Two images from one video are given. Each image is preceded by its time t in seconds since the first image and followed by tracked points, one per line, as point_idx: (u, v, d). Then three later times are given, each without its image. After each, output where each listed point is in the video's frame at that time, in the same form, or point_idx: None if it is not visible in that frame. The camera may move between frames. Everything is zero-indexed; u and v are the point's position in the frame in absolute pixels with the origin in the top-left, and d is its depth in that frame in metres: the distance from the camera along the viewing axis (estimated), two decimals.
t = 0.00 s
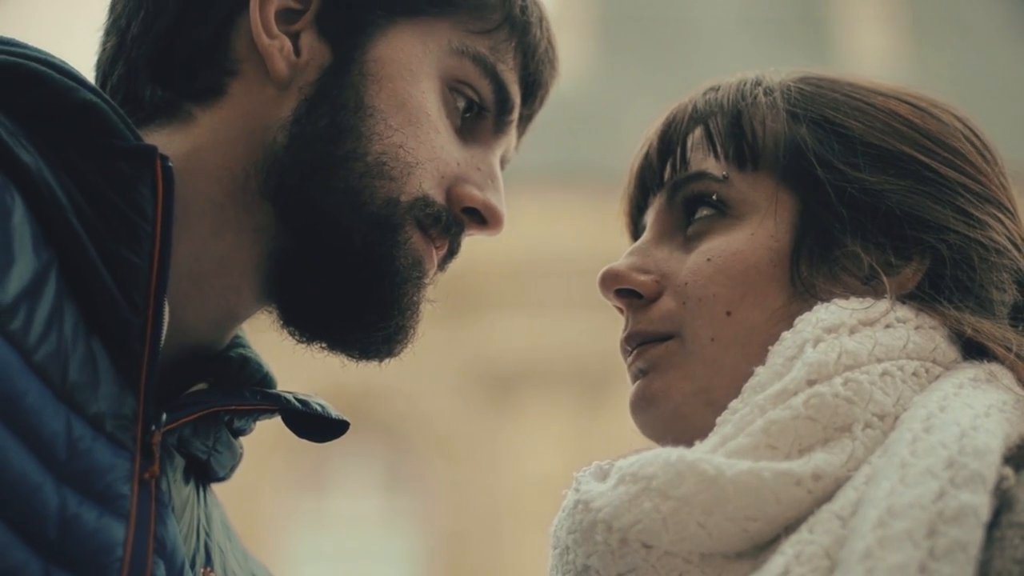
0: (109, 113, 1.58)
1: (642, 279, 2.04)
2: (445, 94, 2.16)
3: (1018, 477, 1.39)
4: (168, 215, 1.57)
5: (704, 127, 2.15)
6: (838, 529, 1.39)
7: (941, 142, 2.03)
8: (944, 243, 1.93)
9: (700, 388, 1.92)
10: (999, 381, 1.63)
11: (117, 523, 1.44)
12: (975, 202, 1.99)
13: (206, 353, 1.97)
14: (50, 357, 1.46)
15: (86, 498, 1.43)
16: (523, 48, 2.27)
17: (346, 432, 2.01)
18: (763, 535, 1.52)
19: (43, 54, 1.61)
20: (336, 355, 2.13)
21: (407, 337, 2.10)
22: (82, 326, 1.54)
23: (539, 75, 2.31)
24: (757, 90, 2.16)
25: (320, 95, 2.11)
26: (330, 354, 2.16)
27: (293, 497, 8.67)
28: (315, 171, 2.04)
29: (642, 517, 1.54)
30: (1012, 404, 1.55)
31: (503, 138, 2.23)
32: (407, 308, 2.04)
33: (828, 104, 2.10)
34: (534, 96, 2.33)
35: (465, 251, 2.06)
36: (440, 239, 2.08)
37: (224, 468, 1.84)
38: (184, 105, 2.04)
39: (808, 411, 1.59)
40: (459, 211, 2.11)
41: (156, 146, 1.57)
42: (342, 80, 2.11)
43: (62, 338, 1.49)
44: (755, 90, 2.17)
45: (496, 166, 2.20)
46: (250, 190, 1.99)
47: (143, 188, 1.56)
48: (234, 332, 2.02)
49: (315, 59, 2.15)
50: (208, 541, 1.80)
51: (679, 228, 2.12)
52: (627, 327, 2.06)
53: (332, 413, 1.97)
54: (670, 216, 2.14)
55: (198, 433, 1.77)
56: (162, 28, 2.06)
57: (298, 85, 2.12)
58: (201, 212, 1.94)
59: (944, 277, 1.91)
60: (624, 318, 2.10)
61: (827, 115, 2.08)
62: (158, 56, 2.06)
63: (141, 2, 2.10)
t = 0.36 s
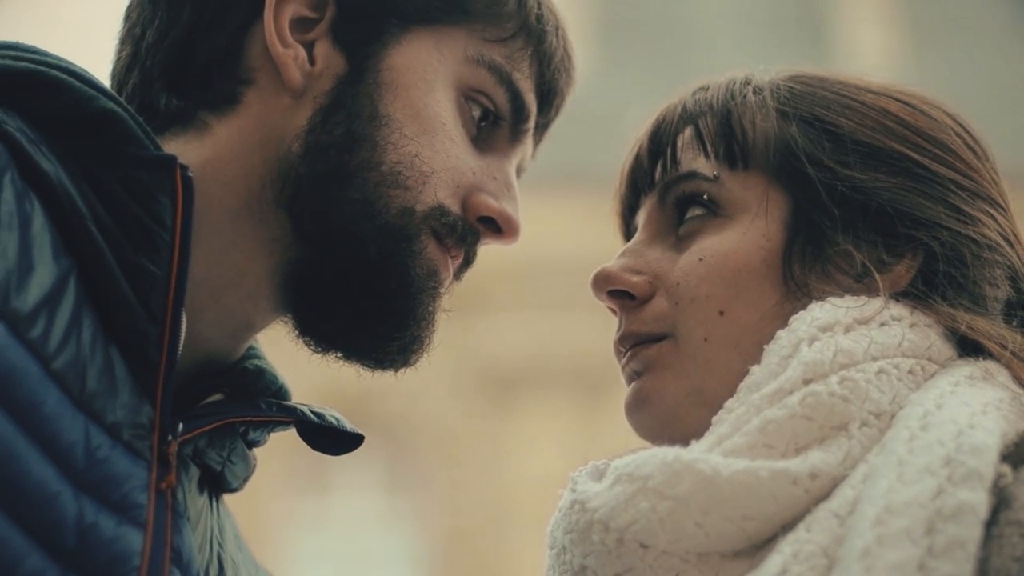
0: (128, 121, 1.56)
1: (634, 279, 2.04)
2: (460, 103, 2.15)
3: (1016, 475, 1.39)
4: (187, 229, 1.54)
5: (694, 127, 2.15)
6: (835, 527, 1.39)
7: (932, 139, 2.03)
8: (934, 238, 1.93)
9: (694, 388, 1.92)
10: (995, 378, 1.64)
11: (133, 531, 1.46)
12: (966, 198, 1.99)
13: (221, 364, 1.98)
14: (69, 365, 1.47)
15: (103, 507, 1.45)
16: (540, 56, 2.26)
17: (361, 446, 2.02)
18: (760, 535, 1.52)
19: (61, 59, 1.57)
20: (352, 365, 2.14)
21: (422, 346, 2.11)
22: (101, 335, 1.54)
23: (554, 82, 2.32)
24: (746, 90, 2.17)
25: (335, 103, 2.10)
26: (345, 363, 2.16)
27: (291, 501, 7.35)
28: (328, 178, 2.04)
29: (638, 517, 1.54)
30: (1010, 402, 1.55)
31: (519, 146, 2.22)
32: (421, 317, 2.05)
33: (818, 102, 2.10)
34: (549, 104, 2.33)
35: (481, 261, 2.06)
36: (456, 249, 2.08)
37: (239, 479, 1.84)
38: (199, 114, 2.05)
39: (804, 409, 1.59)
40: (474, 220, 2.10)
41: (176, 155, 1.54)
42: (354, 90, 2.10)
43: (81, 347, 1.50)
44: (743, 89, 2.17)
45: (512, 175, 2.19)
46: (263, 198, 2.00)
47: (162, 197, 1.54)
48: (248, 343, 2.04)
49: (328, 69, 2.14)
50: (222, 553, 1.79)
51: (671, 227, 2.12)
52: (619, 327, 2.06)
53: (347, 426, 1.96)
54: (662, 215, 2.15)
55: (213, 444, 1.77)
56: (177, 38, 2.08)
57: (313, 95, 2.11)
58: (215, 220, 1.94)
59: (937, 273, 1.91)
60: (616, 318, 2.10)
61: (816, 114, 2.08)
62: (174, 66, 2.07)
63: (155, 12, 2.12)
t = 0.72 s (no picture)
0: (154, 114, 1.57)
1: (636, 269, 2.04)
2: (485, 102, 2.16)
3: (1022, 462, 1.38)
4: (210, 223, 1.54)
5: (696, 117, 2.15)
6: (840, 516, 1.38)
7: (936, 127, 2.02)
8: (936, 227, 1.93)
9: (696, 377, 1.91)
10: (1000, 366, 1.63)
11: (155, 524, 1.44)
12: (968, 184, 1.98)
13: (238, 361, 1.95)
14: (92, 359, 1.45)
15: (126, 500, 1.43)
16: (564, 57, 2.28)
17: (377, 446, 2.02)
18: (765, 523, 1.52)
19: (85, 51, 1.58)
20: (370, 364, 2.13)
21: (443, 346, 2.10)
22: (124, 328, 1.53)
23: (579, 83, 2.33)
24: (748, 78, 2.16)
25: (360, 103, 2.10)
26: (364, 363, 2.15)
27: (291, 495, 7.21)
28: (351, 178, 2.03)
29: (642, 506, 1.54)
30: (1015, 389, 1.55)
31: (542, 148, 2.23)
32: (443, 317, 2.04)
33: (820, 90, 2.09)
34: (574, 105, 2.34)
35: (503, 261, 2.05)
36: (478, 249, 2.07)
37: (253, 475, 1.82)
38: (221, 109, 2.05)
39: (808, 398, 1.58)
40: (496, 220, 2.09)
41: (200, 149, 1.53)
42: (378, 89, 2.11)
43: (104, 341, 1.48)
44: (745, 78, 2.17)
45: (535, 176, 2.19)
46: (287, 195, 1.99)
47: (186, 192, 1.53)
48: (267, 339, 2.01)
49: (352, 67, 2.14)
50: (237, 550, 1.78)
51: (672, 216, 2.12)
52: (621, 317, 2.07)
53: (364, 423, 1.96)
54: (664, 204, 2.15)
55: (231, 440, 1.76)
56: (199, 33, 2.08)
57: (337, 92, 2.11)
58: (237, 214, 1.93)
59: (940, 262, 1.91)
60: (618, 308, 2.11)
61: (820, 103, 2.07)
62: (197, 62, 2.08)
63: (179, 6, 2.12)
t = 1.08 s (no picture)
0: (180, 103, 1.56)
1: (640, 251, 2.04)
2: (509, 94, 2.15)
3: None
4: (234, 211, 1.52)
5: (700, 98, 2.14)
6: (848, 499, 1.38)
7: (939, 109, 2.02)
8: (941, 209, 1.92)
9: (702, 360, 1.91)
10: (1007, 349, 1.63)
11: (176, 513, 1.40)
12: (972, 166, 1.97)
13: (256, 352, 1.94)
14: (117, 345, 1.43)
15: (148, 488, 1.39)
16: (588, 51, 2.27)
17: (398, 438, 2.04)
18: (772, 506, 1.51)
19: (109, 37, 1.57)
20: (392, 356, 2.13)
21: (464, 339, 2.10)
22: (146, 316, 1.51)
23: (602, 78, 2.31)
24: (752, 61, 2.15)
25: (380, 96, 2.08)
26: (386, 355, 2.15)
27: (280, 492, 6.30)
28: (374, 170, 2.02)
29: (649, 488, 1.54)
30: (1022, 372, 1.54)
31: (566, 144, 2.24)
32: (463, 311, 2.04)
33: (824, 72, 2.08)
34: (597, 100, 2.33)
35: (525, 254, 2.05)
36: (501, 242, 2.07)
37: (270, 466, 1.81)
38: (242, 97, 2.04)
39: (815, 379, 1.58)
40: (519, 212, 2.10)
41: (226, 138, 1.52)
42: (402, 81, 2.09)
43: (127, 328, 1.46)
44: (749, 60, 2.16)
45: (557, 169, 2.21)
46: (308, 186, 1.98)
47: (211, 179, 1.51)
48: (284, 330, 2.00)
49: (375, 58, 2.13)
50: (254, 543, 1.77)
51: (678, 198, 2.12)
52: (626, 300, 2.07)
53: (382, 416, 1.98)
54: (668, 186, 2.14)
55: (250, 431, 1.76)
56: (221, 21, 2.06)
57: (360, 82, 2.10)
58: (261, 205, 1.93)
59: (946, 243, 1.90)
60: (623, 290, 2.11)
61: (824, 85, 2.06)
62: (218, 50, 2.07)
63: None
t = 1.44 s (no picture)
0: (198, 79, 1.53)
1: (644, 227, 2.04)
2: (528, 73, 2.14)
3: None
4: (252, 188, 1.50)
5: (705, 73, 2.13)
6: (854, 475, 1.38)
7: (945, 84, 2.00)
8: (946, 184, 1.91)
9: (707, 335, 1.90)
10: (1013, 326, 1.62)
11: (189, 488, 1.40)
12: (980, 143, 1.96)
13: (272, 329, 1.91)
14: (130, 320, 1.42)
15: (160, 463, 1.39)
16: (610, 30, 2.22)
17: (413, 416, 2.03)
18: (778, 483, 1.50)
19: (126, 12, 1.55)
20: (407, 334, 2.13)
21: (480, 318, 2.11)
22: (160, 291, 1.50)
23: (624, 56, 2.27)
24: (758, 36, 2.14)
25: (401, 71, 2.09)
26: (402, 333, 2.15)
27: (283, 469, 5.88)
28: (392, 148, 2.02)
29: (654, 464, 1.54)
30: None
31: (584, 122, 2.23)
32: (480, 289, 2.06)
33: (830, 48, 2.07)
34: (618, 80, 2.28)
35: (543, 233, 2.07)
36: (517, 221, 2.08)
37: (284, 444, 1.82)
38: (261, 73, 2.03)
39: (821, 356, 1.57)
40: (536, 191, 2.10)
41: (243, 114, 1.50)
42: (422, 58, 2.10)
43: (142, 302, 1.45)
44: (755, 36, 2.14)
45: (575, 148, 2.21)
46: (325, 162, 1.96)
47: (227, 156, 1.50)
48: (300, 307, 1.98)
49: (394, 36, 2.13)
50: (267, 520, 1.77)
51: (683, 173, 2.11)
52: (630, 276, 2.07)
53: (397, 395, 1.97)
54: (673, 162, 2.14)
55: (264, 408, 1.75)
56: None
57: (378, 60, 2.10)
58: (279, 181, 1.91)
59: (952, 220, 1.89)
60: (627, 266, 2.11)
61: (830, 61, 2.05)
62: (236, 26, 2.06)
63: None
